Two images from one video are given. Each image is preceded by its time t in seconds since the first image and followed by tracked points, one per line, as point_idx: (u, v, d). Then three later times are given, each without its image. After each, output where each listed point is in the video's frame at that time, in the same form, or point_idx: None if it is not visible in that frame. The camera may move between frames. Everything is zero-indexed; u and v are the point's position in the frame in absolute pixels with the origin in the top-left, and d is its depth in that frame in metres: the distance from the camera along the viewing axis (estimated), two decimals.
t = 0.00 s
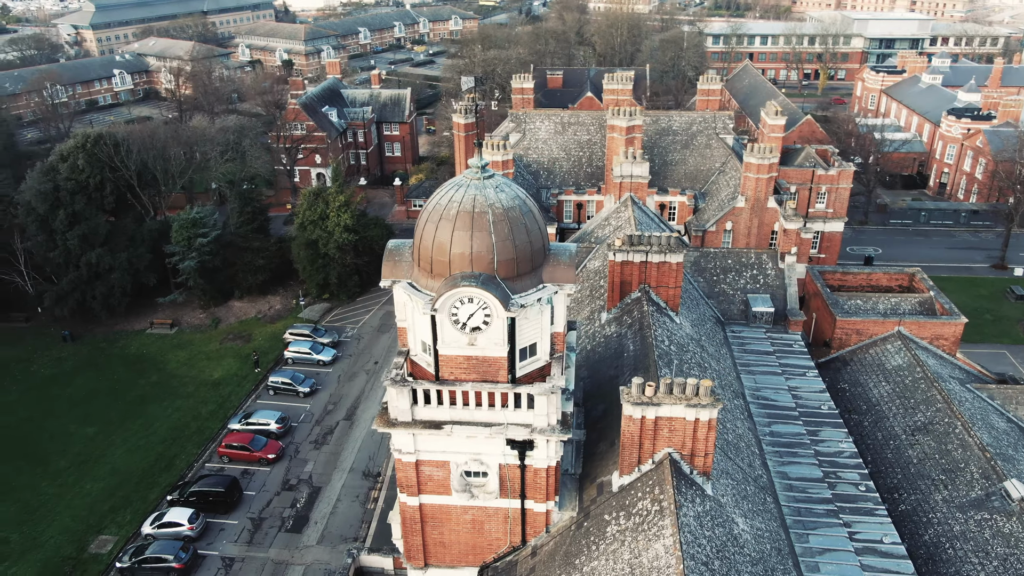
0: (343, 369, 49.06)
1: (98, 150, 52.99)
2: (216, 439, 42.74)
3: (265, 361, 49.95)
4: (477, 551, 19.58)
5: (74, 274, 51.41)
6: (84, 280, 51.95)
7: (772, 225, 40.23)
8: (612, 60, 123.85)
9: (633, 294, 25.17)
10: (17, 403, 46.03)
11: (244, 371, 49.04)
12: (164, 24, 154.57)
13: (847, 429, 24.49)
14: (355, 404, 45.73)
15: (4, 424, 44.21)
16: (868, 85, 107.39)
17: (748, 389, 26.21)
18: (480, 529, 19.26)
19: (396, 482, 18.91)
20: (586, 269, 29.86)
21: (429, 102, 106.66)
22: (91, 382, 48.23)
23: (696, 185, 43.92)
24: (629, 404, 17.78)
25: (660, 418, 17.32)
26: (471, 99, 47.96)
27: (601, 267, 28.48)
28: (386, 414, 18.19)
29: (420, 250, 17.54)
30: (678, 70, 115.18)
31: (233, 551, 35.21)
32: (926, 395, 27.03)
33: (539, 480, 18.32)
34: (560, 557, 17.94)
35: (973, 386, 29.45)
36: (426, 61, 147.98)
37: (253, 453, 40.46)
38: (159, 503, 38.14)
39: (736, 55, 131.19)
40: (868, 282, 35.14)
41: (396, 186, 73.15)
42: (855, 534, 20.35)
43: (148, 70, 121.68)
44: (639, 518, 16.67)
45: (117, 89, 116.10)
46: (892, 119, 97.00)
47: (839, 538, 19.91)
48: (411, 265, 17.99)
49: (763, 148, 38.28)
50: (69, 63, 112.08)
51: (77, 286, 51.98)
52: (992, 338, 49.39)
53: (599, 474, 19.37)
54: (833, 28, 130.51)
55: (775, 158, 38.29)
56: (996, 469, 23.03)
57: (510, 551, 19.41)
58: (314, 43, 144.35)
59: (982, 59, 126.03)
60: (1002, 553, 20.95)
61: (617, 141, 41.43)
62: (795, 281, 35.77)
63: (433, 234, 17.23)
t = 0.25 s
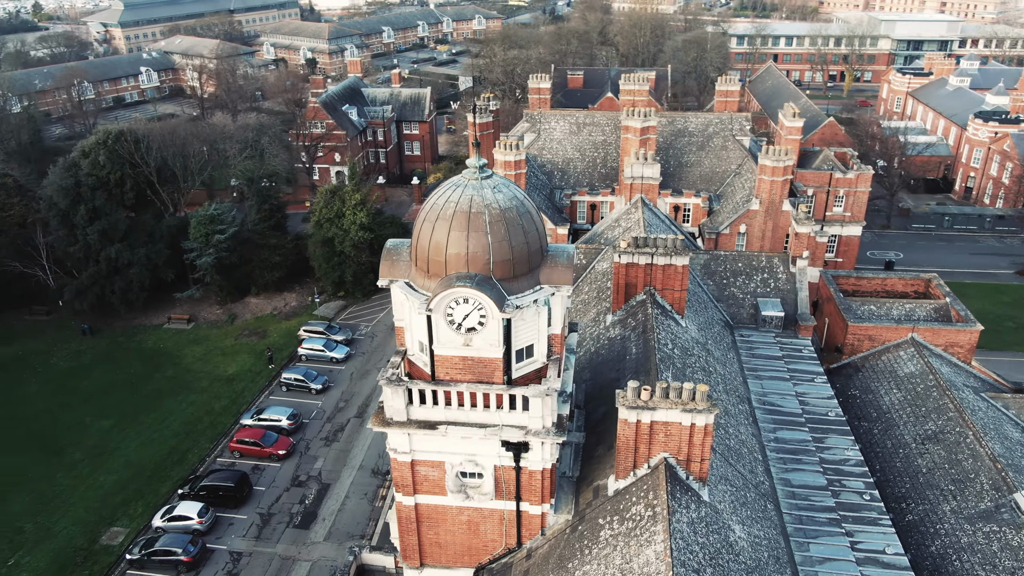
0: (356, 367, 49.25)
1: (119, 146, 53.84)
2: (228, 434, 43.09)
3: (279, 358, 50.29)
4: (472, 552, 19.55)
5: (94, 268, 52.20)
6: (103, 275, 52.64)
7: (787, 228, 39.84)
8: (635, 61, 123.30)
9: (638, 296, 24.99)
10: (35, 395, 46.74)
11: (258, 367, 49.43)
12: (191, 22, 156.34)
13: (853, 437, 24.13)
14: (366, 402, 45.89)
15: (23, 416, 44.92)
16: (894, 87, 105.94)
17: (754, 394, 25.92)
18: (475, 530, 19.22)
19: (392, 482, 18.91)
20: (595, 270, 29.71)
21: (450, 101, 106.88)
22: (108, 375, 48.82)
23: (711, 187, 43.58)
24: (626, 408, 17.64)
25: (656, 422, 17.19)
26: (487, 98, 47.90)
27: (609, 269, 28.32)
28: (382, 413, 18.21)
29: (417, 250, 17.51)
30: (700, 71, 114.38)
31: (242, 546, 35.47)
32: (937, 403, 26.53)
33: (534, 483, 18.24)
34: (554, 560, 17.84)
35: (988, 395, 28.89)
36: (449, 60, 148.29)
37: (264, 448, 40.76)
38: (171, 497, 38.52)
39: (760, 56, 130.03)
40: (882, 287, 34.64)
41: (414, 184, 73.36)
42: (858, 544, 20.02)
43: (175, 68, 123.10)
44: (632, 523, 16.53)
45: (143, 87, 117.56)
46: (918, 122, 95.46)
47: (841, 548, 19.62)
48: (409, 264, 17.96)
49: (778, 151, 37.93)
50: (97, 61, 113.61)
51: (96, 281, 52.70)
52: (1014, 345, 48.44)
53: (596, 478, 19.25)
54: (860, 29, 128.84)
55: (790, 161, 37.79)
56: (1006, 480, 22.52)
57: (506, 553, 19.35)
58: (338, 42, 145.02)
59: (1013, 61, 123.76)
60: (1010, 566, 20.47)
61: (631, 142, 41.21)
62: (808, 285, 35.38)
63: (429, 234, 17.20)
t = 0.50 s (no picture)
0: (368, 364, 49.40)
1: (139, 142, 54.58)
2: (240, 429, 43.44)
3: (293, 354, 50.62)
4: (468, 553, 19.50)
5: (113, 263, 52.97)
6: (122, 270, 53.34)
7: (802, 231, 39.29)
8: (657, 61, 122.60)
9: (643, 299, 24.83)
10: (54, 387, 47.49)
11: (272, 363, 49.78)
12: (218, 21, 157.97)
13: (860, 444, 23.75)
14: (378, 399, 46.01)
15: (42, 407, 45.66)
16: (921, 89, 104.31)
17: (760, 399, 25.61)
18: (471, 531, 19.16)
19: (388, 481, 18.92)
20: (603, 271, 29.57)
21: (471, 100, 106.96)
22: (126, 369, 49.46)
23: (726, 189, 43.15)
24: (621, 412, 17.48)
25: (651, 426, 17.03)
26: (503, 98, 47.79)
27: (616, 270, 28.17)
28: (378, 412, 18.20)
29: (414, 249, 17.46)
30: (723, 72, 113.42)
31: (250, 540, 35.73)
32: (949, 412, 26.01)
33: (529, 485, 18.12)
34: (548, 563, 17.73)
35: (1003, 404, 28.28)
36: (472, 59, 148.38)
37: (275, 444, 41.03)
38: (182, 490, 38.91)
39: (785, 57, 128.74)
40: (897, 292, 34.06)
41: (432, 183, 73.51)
42: (859, 553, 19.70)
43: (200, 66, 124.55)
44: (625, 527, 16.38)
45: (170, 84, 118.99)
46: (945, 125, 93.93)
47: (841, 556, 19.33)
48: (406, 264, 17.92)
49: (793, 153, 37.41)
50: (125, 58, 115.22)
51: (115, 276, 53.44)
52: None
53: (592, 481, 19.11)
54: (888, 30, 126.99)
55: (806, 163, 37.22)
56: (1016, 491, 21.95)
57: (501, 555, 19.26)
58: (361, 41, 145.70)
59: None
60: None
61: (645, 142, 40.89)
62: (821, 290, 34.94)
63: (426, 234, 17.14)
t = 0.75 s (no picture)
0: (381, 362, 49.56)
1: (159, 139, 55.19)
2: (252, 425, 43.79)
3: (307, 351, 50.92)
4: (463, 554, 19.45)
5: (132, 258, 53.69)
6: (141, 265, 54.00)
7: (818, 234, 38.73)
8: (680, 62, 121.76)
9: (648, 301, 24.65)
10: (72, 379, 48.19)
11: (286, 359, 50.12)
12: (244, 19, 159.54)
13: (866, 453, 23.39)
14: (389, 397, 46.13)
15: (59, 399, 46.36)
16: (948, 92, 102.60)
17: (766, 404, 25.31)
18: (466, 532, 19.13)
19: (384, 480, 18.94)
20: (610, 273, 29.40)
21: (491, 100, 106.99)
22: (142, 362, 50.06)
23: (742, 192, 42.72)
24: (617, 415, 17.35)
25: (646, 430, 16.90)
26: (518, 98, 47.71)
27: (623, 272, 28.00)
28: (374, 411, 18.21)
29: (411, 248, 17.43)
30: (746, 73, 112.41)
31: (258, 535, 35.98)
32: (961, 421, 25.51)
33: (524, 487, 18.04)
34: (541, 566, 17.64)
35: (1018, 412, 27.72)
36: (494, 59, 148.40)
37: (285, 440, 41.30)
38: (193, 484, 39.28)
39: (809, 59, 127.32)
40: (913, 298, 33.52)
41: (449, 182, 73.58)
42: (860, 563, 19.42)
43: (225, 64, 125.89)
44: (617, 532, 16.25)
45: (195, 81, 120.31)
46: (972, 129, 92.28)
47: (841, 565, 19.05)
48: (404, 263, 17.91)
49: (808, 156, 36.88)
50: (151, 56, 116.73)
51: (134, 270, 54.16)
52: None
53: (589, 484, 18.99)
54: (916, 31, 125.02)
55: (821, 165, 36.68)
56: None
57: (496, 556, 19.19)
58: (384, 40, 146.28)
59: None
60: None
61: (659, 143, 40.56)
62: (834, 294, 34.49)
63: (423, 234, 17.11)
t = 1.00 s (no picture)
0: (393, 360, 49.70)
1: (179, 136, 55.73)
2: (264, 420, 44.10)
3: (320, 348, 51.19)
4: (459, 554, 19.40)
5: (151, 254, 54.34)
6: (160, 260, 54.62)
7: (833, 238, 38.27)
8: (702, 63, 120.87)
9: (653, 303, 24.42)
10: (90, 372, 48.86)
11: (300, 356, 50.43)
12: (269, 18, 160.98)
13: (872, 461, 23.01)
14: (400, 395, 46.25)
15: (77, 391, 47.01)
16: (976, 94, 100.84)
17: (772, 410, 25.01)
18: (461, 532, 19.08)
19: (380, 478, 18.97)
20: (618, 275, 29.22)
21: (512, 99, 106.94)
22: (159, 357, 50.63)
23: (757, 194, 42.32)
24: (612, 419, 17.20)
25: (640, 434, 16.76)
26: (534, 98, 47.61)
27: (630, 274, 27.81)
28: (370, 410, 18.23)
29: (408, 247, 17.40)
30: (769, 74, 111.39)
31: (266, 530, 36.24)
32: (972, 430, 25.02)
33: (519, 488, 17.95)
34: (534, 568, 17.56)
35: None
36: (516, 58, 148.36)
37: (296, 436, 41.55)
38: (204, 478, 39.63)
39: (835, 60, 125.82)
40: (928, 304, 32.95)
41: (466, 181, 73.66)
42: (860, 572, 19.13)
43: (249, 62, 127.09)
44: (609, 536, 16.13)
45: (219, 79, 121.53)
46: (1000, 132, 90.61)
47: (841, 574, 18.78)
48: (402, 262, 17.90)
49: (824, 159, 36.28)
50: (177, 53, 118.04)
51: (153, 266, 54.82)
52: None
53: (585, 487, 18.87)
54: (944, 32, 123.04)
55: (837, 168, 36.13)
56: None
57: (491, 557, 19.11)
58: (407, 39, 146.77)
59: None
60: None
61: (674, 145, 40.19)
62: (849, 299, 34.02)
63: (420, 233, 17.07)
